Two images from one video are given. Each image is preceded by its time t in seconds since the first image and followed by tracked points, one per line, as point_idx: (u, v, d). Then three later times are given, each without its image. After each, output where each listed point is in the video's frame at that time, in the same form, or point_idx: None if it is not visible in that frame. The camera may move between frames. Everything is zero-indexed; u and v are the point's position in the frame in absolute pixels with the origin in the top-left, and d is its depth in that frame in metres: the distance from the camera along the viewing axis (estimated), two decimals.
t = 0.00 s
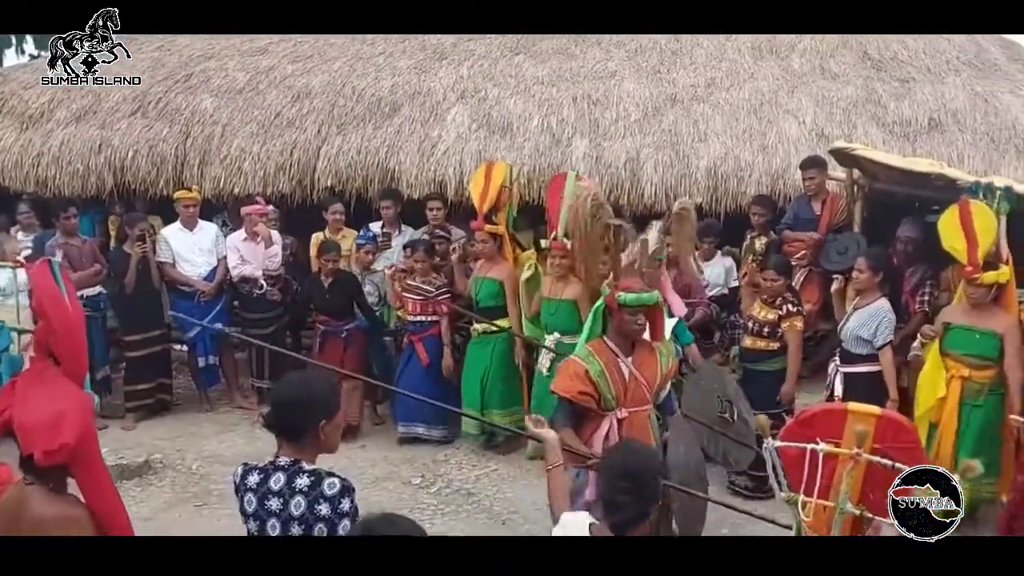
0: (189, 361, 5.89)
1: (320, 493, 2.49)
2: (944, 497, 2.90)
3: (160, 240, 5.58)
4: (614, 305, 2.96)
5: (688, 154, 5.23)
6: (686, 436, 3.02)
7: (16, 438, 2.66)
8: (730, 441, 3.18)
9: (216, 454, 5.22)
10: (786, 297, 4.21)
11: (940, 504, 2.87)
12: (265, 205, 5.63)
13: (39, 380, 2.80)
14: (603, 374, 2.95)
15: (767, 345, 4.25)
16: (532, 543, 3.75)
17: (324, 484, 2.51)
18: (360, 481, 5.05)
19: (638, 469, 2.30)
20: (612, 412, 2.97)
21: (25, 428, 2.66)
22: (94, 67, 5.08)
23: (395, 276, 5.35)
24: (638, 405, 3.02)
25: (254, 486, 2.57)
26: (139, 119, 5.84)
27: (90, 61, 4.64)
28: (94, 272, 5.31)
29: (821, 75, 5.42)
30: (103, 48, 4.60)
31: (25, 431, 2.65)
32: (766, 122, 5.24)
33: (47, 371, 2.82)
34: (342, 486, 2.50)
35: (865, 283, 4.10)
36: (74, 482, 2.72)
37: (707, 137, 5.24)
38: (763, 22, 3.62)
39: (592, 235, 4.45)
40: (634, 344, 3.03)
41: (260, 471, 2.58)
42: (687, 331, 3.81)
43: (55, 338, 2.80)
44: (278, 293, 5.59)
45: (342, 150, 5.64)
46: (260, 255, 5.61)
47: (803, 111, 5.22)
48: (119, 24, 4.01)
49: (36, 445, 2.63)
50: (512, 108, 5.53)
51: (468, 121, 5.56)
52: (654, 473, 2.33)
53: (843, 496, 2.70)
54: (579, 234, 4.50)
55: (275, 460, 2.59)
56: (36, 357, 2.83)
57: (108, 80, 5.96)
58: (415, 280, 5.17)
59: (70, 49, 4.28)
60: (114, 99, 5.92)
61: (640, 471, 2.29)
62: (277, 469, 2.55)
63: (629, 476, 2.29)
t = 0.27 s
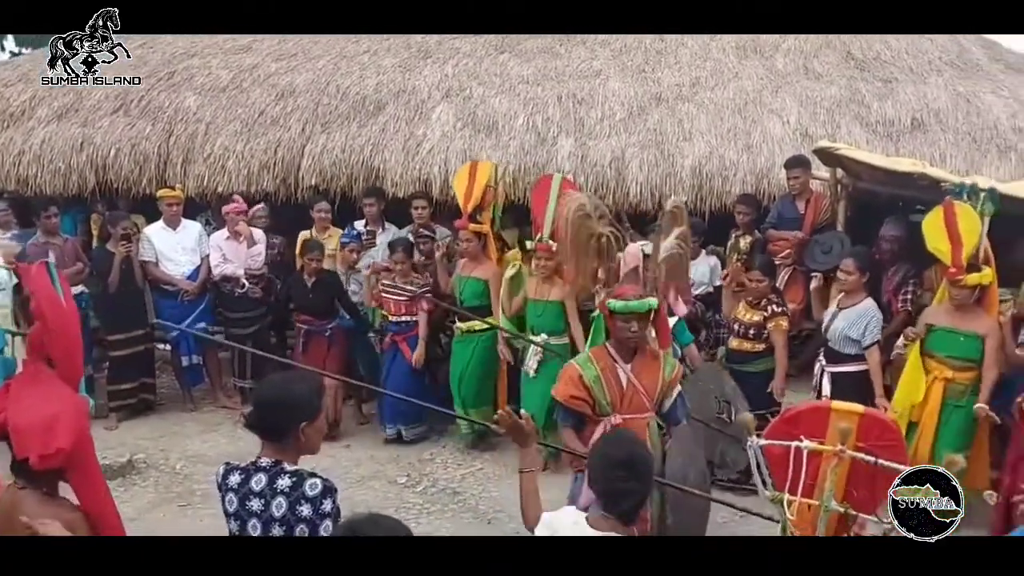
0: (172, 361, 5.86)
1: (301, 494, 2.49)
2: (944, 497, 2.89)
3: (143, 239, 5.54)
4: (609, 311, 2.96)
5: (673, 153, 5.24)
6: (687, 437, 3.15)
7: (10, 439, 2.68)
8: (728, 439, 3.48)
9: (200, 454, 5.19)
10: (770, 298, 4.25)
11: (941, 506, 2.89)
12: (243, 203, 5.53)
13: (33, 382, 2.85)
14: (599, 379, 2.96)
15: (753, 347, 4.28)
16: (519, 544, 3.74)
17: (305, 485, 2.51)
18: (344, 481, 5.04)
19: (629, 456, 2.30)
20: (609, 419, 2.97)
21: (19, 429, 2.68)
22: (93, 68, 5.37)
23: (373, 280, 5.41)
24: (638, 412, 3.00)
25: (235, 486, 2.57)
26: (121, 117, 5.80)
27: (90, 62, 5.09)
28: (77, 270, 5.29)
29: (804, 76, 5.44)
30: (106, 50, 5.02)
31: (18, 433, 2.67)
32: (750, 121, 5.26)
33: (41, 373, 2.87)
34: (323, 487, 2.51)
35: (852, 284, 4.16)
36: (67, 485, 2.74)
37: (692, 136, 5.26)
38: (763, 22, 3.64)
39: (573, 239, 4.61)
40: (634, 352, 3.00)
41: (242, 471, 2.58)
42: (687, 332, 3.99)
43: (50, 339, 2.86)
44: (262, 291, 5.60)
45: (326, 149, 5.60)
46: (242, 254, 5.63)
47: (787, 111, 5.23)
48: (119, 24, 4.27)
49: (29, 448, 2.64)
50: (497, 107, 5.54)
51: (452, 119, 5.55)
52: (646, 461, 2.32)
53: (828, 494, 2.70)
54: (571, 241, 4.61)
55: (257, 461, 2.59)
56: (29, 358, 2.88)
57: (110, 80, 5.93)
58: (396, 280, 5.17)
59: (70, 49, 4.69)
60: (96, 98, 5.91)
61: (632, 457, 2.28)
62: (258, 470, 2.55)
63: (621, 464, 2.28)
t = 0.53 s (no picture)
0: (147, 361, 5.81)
1: (273, 497, 2.47)
2: (945, 497, 2.92)
3: (117, 238, 5.48)
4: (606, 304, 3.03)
5: (651, 153, 5.26)
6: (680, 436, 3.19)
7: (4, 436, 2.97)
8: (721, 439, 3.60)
9: (176, 455, 5.14)
10: (746, 296, 4.28)
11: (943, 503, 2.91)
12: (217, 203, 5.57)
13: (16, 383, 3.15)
14: (593, 373, 3.03)
15: (729, 344, 4.32)
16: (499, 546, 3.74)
17: (278, 488, 2.48)
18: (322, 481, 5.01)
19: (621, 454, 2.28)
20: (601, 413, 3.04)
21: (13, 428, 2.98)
22: (92, 66, 5.37)
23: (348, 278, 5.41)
24: (632, 408, 3.06)
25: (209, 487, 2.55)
26: (94, 115, 5.74)
27: (88, 60, 5.09)
28: (50, 270, 5.20)
29: (781, 76, 5.45)
30: (101, 49, 5.09)
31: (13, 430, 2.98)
32: (727, 121, 5.28)
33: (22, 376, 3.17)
34: (297, 489, 2.48)
35: (829, 283, 4.23)
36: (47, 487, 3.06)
37: (670, 136, 5.28)
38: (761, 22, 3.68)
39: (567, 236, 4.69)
40: (628, 346, 3.07)
41: (216, 473, 2.56)
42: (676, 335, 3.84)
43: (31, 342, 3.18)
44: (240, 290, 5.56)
45: (302, 147, 5.59)
46: (216, 253, 5.62)
47: (764, 111, 5.25)
48: (120, 24, 4.37)
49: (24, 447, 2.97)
50: (475, 106, 5.52)
51: (430, 118, 5.54)
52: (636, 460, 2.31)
53: (803, 490, 2.73)
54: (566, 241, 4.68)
55: (230, 463, 2.57)
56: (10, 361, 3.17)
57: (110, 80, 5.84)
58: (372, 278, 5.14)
59: (72, 49, 4.75)
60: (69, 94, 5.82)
61: (629, 456, 2.26)
62: (232, 471, 2.53)
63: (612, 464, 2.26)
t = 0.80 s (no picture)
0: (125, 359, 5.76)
1: (252, 496, 2.50)
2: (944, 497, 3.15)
3: (93, 236, 5.43)
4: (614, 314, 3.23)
5: (632, 150, 5.27)
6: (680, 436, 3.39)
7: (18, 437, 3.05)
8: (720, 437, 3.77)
9: (155, 454, 5.11)
10: (728, 294, 4.30)
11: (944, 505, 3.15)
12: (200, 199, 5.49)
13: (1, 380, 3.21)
14: (587, 380, 3.21)
15: (710, 341, 4.34)
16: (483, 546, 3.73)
17: (257, 487, 2.52)
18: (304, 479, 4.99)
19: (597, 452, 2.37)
20: (596, 419, 3.23)
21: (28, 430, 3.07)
22: (92, 67, 5.46)
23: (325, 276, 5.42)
24: (629, 416, 3.25)
25: (188, 486, 2.58)
26: (70, 111, 5.68)
27: (88, 61, 5.26)
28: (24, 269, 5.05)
29: (761, 74, 5.37)
30: (102, 48, 5.27)
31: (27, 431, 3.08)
32: (708, 118, 5.28)
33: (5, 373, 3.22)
34: (275, 489, 2.52)
35: (808, 280, 4.26)
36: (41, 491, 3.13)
37: (651, 132, 5.28)
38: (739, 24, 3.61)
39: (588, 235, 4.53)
40: (625, 354, 3.25)
41: (195, 472, 2.59)
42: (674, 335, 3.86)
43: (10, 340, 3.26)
44: (218, 289, 5.51)
45: (282, 144, 5.60)
46: (199, 253, 5.52)
47: (744, 108, 5.25)
48: (118, 23, 4.59)
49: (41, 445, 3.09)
50: (455, 102, 5.50)
51: (411, 114, 5.52)
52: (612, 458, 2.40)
53: (789, 478, 2.75)
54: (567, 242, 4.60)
55: (209, 461, 2.60)
56: None
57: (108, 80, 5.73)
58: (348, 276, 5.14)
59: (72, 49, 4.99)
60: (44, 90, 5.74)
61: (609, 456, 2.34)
62: (210, 470, 2.56)
63: (590, 460, 2.34)
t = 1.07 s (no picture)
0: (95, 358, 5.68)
1: (224, 495, 2.53)
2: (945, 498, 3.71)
3: (62, 233, 5.37)
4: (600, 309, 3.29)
5: (607, 146, 5.27)
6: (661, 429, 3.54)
7: None
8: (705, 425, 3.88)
9: (126, 453, 5.05)
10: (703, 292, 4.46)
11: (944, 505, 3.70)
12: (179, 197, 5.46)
13: None
14: (577, 373, 3.28)
15: (686, 337, 4.49)
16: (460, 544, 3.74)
17: (229, 486, 2.55)
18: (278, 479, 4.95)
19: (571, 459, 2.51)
20: (585, 411, 3.31)
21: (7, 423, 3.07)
22: (91, 67, 5.24)
23: (297, 273, 5.39)
24: (616, 408, 3.34)
25: (161, 485, 2.62)
26: (37, 106, 5.60)
27: (89, 60, 5.03)
28: None
29: (735, 70, 5.36)
30: (103, 48, 5.10)
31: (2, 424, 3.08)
32: (682, 114, 5.30)
33: None
34: (247, 489, 2.55)
35: (780, 279, 4.32)
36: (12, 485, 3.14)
37: (626, 129, 5.28)
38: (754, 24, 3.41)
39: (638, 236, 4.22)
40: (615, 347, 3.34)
41: (167, 471, 2.62)
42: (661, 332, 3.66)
43: None
44: (189, 287, 5.44)
45: (254, 140, 5.57)
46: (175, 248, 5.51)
47: (718, 105, 5.27)
48: (120, 22, 4.59)
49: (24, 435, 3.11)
50: (430, 98, 5.44)
51: (385, 110, 5.47)
52: (583, 462, 2.55)
53: (768, 476, 2.89)
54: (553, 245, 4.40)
55: (183, 460, 2.64)
56: None
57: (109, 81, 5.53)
58: (320, 273, 5.14)
59: (72, 49, 4.85)
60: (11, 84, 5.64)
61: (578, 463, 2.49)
62: (183, 469, 2.59)
63: (563, 468, 2.49)
